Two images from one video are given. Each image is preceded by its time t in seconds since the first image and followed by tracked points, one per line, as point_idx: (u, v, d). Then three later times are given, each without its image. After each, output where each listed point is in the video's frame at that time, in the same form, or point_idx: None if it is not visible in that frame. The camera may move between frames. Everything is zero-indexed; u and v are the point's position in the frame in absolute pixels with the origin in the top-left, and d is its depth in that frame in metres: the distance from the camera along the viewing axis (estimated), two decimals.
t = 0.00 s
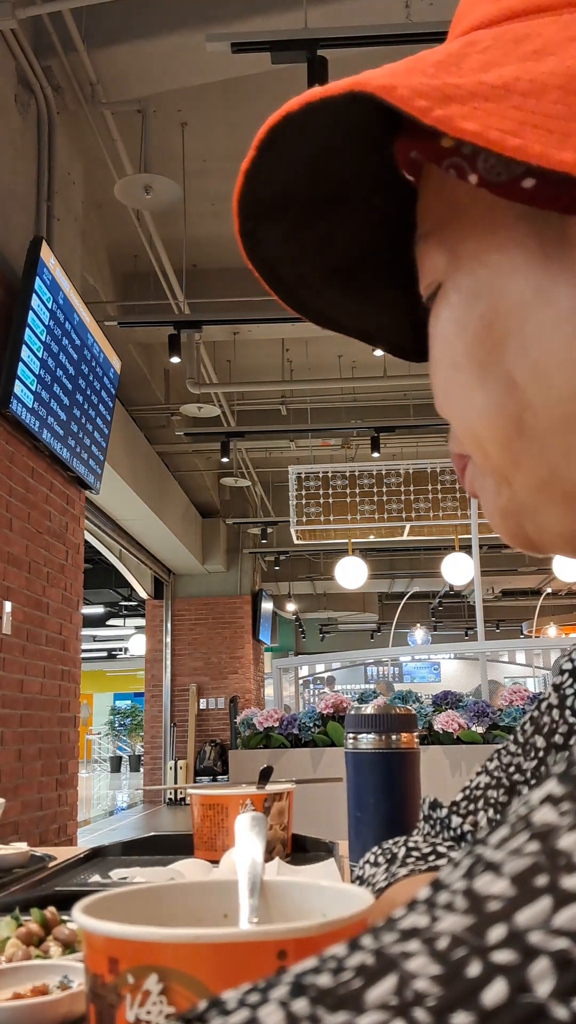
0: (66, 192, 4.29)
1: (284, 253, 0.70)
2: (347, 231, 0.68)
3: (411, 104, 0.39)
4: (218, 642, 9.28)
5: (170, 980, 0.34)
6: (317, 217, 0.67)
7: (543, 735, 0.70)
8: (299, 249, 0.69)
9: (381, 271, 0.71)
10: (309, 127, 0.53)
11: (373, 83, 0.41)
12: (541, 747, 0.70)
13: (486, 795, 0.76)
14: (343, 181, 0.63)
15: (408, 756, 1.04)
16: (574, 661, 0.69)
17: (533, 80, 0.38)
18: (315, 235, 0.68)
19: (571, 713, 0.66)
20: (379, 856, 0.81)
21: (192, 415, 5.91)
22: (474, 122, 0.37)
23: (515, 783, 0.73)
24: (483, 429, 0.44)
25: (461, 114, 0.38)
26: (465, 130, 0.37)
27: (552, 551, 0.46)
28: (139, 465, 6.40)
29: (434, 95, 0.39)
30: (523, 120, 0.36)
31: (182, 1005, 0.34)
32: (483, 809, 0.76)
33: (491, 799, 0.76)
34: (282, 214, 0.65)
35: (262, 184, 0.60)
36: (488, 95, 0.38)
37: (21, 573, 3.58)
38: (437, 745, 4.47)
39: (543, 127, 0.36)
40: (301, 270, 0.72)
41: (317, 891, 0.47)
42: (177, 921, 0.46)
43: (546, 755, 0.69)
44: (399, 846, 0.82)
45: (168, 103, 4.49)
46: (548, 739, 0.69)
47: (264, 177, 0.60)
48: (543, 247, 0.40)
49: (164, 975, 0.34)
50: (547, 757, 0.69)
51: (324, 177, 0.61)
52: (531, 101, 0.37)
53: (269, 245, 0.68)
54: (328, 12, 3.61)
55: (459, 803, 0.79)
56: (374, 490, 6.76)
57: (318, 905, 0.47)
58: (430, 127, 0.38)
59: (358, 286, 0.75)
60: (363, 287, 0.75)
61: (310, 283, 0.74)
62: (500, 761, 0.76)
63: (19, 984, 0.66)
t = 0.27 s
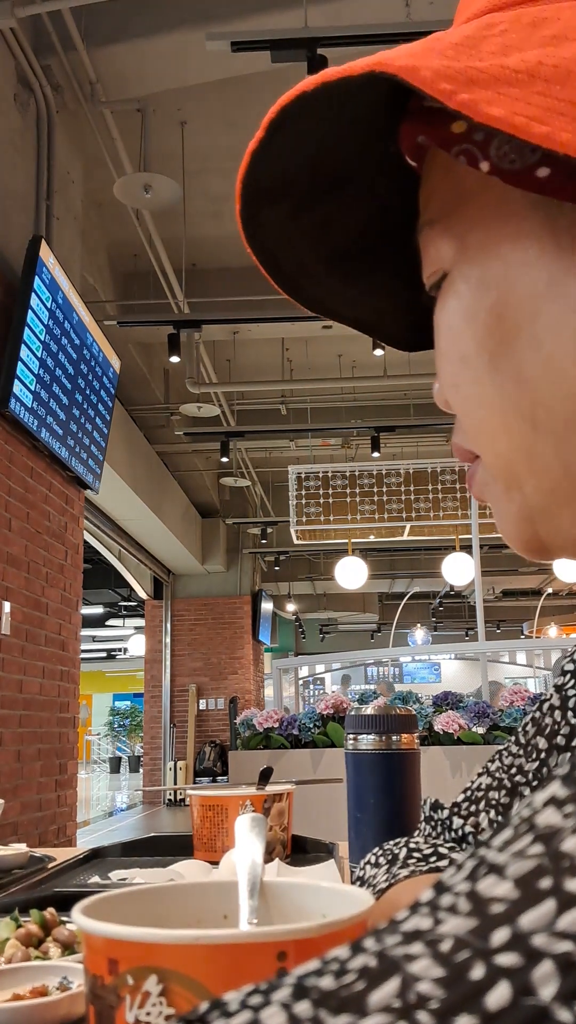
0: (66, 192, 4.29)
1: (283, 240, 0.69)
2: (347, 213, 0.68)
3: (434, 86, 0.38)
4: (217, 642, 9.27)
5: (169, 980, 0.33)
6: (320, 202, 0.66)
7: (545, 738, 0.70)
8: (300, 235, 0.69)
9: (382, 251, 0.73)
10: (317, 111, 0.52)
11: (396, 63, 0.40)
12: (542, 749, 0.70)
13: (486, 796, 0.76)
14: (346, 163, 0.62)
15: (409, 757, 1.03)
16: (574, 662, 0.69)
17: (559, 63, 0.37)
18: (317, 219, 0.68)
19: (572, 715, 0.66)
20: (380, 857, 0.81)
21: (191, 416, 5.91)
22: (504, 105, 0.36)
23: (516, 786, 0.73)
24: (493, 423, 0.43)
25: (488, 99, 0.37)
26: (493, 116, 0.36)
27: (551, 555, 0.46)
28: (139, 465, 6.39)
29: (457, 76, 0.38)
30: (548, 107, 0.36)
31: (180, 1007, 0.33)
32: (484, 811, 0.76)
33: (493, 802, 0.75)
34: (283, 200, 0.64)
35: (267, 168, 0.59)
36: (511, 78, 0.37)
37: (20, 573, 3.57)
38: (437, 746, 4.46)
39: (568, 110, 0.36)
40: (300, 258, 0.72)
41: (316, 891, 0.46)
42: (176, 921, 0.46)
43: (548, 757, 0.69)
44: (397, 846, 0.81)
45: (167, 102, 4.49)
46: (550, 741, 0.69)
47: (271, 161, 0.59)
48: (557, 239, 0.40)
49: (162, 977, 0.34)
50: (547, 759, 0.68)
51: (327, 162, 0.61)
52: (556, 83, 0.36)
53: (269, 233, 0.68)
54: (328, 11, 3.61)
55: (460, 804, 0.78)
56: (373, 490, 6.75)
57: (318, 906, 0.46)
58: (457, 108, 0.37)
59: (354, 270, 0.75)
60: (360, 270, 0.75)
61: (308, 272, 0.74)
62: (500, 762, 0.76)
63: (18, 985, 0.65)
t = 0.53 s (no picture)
0: (66, 192, 4.29)
1: (281, 228, 0.69)
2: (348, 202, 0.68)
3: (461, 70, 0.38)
4: (218, 642, 9.27)
5: (169, 980, 0.34)
6: (321, 190, 0.66)
7: (546, 737, 0.70)
8: (301, 224, 0.69)
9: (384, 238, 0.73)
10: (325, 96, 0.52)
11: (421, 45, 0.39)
12: (542, 748, 0.70)
13: (488, 796, 0.76)
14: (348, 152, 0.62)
15: (409, 756, 1.04)
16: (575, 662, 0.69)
17: None
18: (317, 208, 0.68)
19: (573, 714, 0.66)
20: (380, 856, 0.81)
21: (192, 416, 5.91)
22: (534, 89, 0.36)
23: (517, 784, 0.73)
24: (497, 418, 0.44)
25: (508, 85, 0.36)
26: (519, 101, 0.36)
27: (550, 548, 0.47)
28: (139, 465, 6.39)
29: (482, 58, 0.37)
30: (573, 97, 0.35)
31: (181, 1006, 0.34)
32: (485, 810, 0.76)
33: (493, 801, 0.75)
34: (286, 185, 0.64)
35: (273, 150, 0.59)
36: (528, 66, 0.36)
37: (20, 573, 3.57)
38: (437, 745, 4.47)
39: None
40: (299, 247, 0.72)
41: (314, 891, 0.47)
42: (175, 921, 0.46)
43: (549, 756, 0.69)
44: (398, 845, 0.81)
45: (167, 102, 4.49)
46: (551, 740, 0.69)
47: (279, 144, 0.58)
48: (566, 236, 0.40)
49: (162, 976, 0.34)
50: (548, 760, 0.69)
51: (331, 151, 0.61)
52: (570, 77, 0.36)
53: (269, 218, 0.68)
54: (329, 11, 3.62)
55: (461, 804, 0.78)
56: (374, 490, 6.75)
57: (317, 906, 0.46)
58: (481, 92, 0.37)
59: (350, 259, 0.75)
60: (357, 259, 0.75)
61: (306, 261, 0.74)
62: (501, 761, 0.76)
63: (18, 984, 0.65)
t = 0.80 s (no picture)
0: (66, 192, 4.29)
1: (284, 207, 0.69)
2: (352, 186, 0.68)
3: (479, 56, 0.37)
4: (218, 642, 9.27)
5: (169, 980, 0.34)
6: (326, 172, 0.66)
7: (545, 737, 0.70)
8: (305, 206, 0.70)
9: (389, 224, 0.73)
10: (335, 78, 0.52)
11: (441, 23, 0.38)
12: (542, 749, 0.70)
13: (485, 797, 0.76)
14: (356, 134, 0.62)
15: (408, 756, 1.04)
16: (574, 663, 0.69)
17: None
18: (321, 190, 0.68)
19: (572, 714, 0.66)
20: (379, 856, 0.81)
21: (192, 415, 5.91)
22: (544, 76, 0.35)
23: (516, 784, 0.73)
24: (498, 411, 0.44)
25: (525, 69, 0.36)
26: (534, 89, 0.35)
27: (544, 551, 0.47)
28: (139, 465, 6.39)
29: (497, 40, 0.37)
30: None
31: (181, 1007, 0.34)
32: (483, 811, 0.76)
33: (491, 802, 0.75)
34: (290, 166, 0.64)
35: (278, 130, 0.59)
36: (542, 54, 0.36)
37: (20, 573, 3.57)
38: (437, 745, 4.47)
39: None
40: (302, 229, 0.72)
41: (314, 892, 0.47)
42: (176, 920, 0.46)
43: (548, 757, 0.69)
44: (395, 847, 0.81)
45: (167, 102, 4.50)
46: (550, 740, 0.69)
47: (287, 122, 0.58)
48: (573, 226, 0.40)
49: (163, 976, 0.34)
50: (547, 760, 0.69)
51: (338, 133, 0.61)
52: None
53: (273, 196, 0.68)
54: (329, 11, 3.62)
55: (460, 804, 0.78)
56: (374, 490, 6.76)
57: (317, 907, 0.46)
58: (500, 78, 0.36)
59: (351, 244, 0.75)
60: (359, 242, 0.75)
61: (309, 242, 0.74)
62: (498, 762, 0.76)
63: (18, 984, 0.65)
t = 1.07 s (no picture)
0: (66, 192, 4.29)
1: (295, 191, 0.69)
2: (363, 171, 0.68)
3: (478, 48, 0.37)
4: (218, 642, 9.27)
5: (169, 981, 0.34)
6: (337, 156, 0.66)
7: (546, 738, 0.70)
8: (315, 191, 0.69)
9: (398, 205, 0.73)
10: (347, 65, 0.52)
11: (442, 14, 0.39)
12: (543, 749, 0.70)
13: (487, 796, 0.76)
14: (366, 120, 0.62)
15: (409, 756, 1.03)
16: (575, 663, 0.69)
17: None
18: (333, 173, 0.68)
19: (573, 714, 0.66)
20: (380, 856, 0.81)
21: (192, 416, 5.91)
22: (537, 73, 0.35)
23: (517, 783, 0.73)
24: (499, 400, 0.44)
25: (522, 65, 0.36)
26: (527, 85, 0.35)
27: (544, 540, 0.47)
28: (139, 465, 6.39)
29: (493, 36, 0.37)
30: None
31: (182, 1007, 0.34)
32: (484, 811, 0.76)
33: (493, 803, 0.75)
34: (300, 151, 0.64)
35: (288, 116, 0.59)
36: (543, 50, 0.36)
37: (20, 573, 3.57)
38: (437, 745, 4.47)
39: None
40: (313, 214, 0.72)
41: (315, 892, 0.47)
42: (176, 919, 0.46)
43: (549, 757, 0.69)
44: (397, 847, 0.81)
45: (167, 102, 4.50)
46: (551, 741, 0.69)
47: (297, 105, 0.58)
48: None
49: (163, 976, 0.34)
50: (549, 761, 0.69)
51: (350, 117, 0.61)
52: None
53: (284, 181, 0.68)
54: (329, 11, 3.62)
55: (462, 805, 0.78)
56: (374, 490, 6.76)
57: (317, 906, 0.46)
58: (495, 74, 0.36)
59: (362, 226, 0.75)
60: (367, 225, 0.75)
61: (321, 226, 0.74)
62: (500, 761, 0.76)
63: (18, 985, 0.65)
